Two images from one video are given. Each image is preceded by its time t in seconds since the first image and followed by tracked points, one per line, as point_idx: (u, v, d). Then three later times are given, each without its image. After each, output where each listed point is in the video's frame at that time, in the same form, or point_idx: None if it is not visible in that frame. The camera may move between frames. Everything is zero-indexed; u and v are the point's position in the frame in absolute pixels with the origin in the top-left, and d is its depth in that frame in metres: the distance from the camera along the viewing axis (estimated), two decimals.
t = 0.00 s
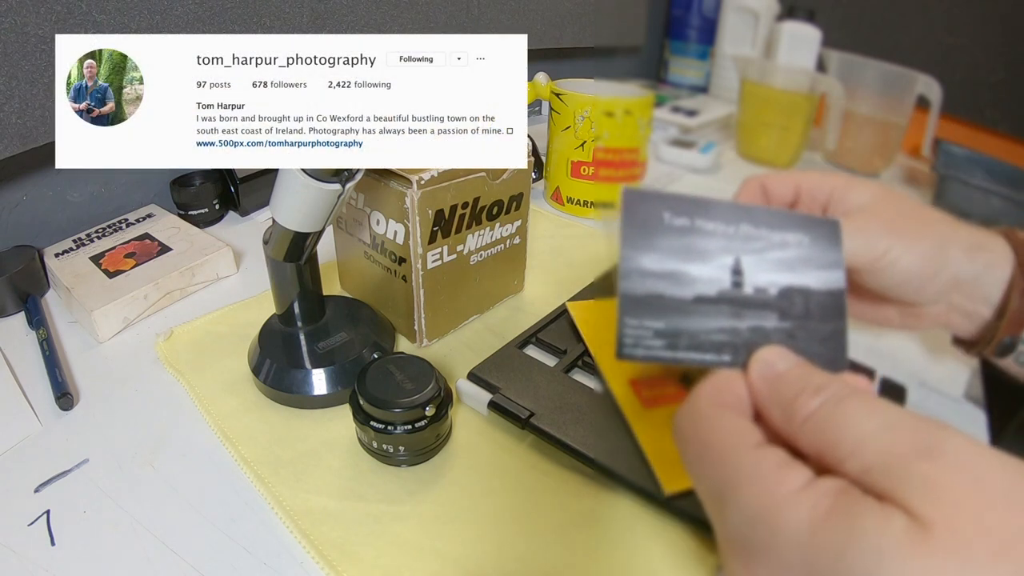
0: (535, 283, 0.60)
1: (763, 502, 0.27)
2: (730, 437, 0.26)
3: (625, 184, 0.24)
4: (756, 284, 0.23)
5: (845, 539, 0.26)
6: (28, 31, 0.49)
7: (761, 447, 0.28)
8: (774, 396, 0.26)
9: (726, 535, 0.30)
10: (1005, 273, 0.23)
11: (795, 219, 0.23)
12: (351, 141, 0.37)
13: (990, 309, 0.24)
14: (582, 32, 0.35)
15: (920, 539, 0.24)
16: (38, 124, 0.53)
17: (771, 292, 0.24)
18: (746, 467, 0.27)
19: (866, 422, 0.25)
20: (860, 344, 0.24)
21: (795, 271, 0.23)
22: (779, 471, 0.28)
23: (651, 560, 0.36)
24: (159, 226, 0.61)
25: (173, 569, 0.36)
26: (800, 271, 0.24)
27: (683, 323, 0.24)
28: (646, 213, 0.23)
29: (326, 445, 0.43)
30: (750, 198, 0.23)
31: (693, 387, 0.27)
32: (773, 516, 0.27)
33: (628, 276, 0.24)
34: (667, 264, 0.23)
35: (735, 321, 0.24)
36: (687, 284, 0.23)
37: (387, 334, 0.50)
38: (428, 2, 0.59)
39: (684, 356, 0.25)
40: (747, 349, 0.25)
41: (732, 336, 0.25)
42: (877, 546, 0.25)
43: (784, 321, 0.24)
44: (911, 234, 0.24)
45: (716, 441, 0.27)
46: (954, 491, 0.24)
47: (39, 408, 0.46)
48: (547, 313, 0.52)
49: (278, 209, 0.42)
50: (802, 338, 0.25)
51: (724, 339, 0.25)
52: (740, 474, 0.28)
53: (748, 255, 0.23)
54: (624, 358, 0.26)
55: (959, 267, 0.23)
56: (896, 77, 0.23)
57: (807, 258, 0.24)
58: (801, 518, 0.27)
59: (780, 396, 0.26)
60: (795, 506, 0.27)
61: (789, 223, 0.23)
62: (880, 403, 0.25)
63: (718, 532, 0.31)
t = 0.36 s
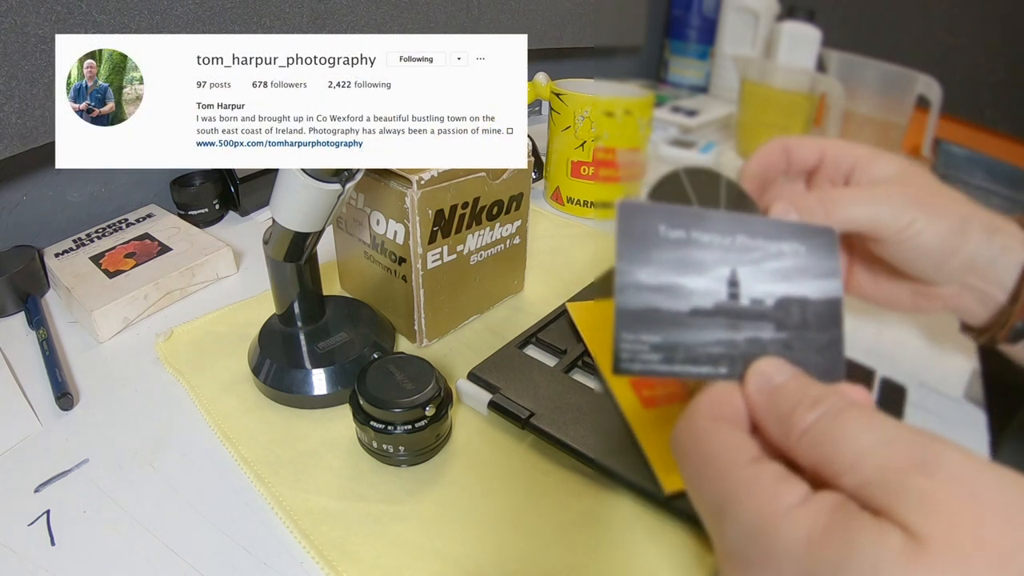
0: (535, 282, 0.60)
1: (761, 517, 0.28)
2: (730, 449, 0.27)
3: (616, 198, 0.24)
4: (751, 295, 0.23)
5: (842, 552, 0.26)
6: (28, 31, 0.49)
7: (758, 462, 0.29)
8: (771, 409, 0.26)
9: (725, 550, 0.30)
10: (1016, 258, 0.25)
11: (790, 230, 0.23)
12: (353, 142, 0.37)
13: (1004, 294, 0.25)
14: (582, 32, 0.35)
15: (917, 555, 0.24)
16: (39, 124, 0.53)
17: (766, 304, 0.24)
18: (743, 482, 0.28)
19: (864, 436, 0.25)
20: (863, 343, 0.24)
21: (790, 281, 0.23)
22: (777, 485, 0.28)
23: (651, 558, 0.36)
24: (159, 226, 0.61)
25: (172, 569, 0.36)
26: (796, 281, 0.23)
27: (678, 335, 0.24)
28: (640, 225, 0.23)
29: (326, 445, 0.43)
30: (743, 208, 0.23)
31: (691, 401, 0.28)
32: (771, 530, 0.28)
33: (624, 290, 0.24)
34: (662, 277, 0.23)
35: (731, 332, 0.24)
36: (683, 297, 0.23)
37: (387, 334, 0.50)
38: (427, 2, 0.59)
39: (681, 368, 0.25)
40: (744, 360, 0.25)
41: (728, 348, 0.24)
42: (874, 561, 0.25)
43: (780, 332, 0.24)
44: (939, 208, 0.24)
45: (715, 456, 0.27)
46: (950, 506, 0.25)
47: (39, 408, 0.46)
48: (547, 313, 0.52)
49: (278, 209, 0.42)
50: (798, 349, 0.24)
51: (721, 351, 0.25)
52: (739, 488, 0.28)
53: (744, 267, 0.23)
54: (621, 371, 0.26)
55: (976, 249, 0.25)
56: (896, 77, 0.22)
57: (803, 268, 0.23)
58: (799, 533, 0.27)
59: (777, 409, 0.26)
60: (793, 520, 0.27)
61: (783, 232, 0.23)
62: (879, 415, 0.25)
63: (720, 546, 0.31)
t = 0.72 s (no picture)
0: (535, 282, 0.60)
1: (763, 525, 0.28)
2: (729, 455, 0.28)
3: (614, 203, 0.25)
4: (751, 300, 0.24)
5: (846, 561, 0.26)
6: (28, 31, 0.49)
7: (760, 471, 0.29)
8: (771, 417, 0.27)
9: (733, 563, 0.30)
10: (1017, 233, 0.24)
11: (788, 235, 0.24)
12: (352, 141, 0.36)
13: (1004, 270, 0.24)
14: (583, 32, 0.35)
15: (921, 562, 0.24)
16: (39, 124, 0.53)
17: (766, 309, 0.24)
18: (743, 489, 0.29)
19: (862, 442, 0.25)
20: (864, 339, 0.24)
21: (790, 286, 0.24)
22: (780, 494, 0.28)
23: (651, 559, 0.36)
24: (159, 226, 0.61)
25: (172, 568, 0.36)
26: (796, 285, 0.24)
27: (675, 343, 0.25)
28: (637, 232, 0.24)
29: (326, 445, 0.43)
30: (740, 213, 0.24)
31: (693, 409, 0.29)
32: (774, 538, 0.28)
33: (623, 297, 0.24)
34: (658, 286, 0.24)
35: (730, 339, 0.25)
36: (680, 304, 0.24)
37: (387, 334, 0.50)
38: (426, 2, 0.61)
39: (680, 375, 0.26)
40: (743, 367, 0.26)
41: (727, 355, 0.25)
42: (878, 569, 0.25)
43: (780, 338, 0.25)
44: (939, 176, 0.23)
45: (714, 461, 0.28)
46: (954, 513, 0.24)
47: (39, 408, 0.46)
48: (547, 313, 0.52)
49: (278, 209, 0.41)
50: (798, 354, 0.25)
51: (720, 359, 0.25)
52: (739, 494, 0.29)
53: (743, 272, 0.24)
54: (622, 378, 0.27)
55: (977, 221, 0.24)
56: (896, 77, 0.22)
57: (804, 272, 0.24)
58: (801, 541, 0.27)
59: (775, 416, 0.27)
60: (795, 529, 0.27)
61: (782, 239, 0.24)
62: (879, 422, 0.25)
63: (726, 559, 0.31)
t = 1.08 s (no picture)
0: (535, 282, 0.60)
1: (767, 524, 0.28)
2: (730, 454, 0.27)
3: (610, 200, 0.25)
4: (749, 297, 0.24)
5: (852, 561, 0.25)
6: (28, 31, 0.49)
7: (761, 469, 0.29)
8: (773, 414, 0.27)
9: (737, 565, 0.30)
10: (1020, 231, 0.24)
11: (787, 231, 0.24)
12: (353, 142, 0.37)
13: (1008, 268, 0.24)
14: (582, 33, 0.35)
15: (927, 560, 0.24)
16: (39, 124, 0.53)
17: (764, 305, 0.24)
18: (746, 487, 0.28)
19: (864, 439, 0.25)
20: (864, 341, 0.24)
21: (788, 282, 0.24)
22: (782, 492, 0.28)
23: (651, 560, 0.36)
24: (159, 226, 0.61)
25: (172, 568, 0.36)
26: (794, 282, 0.24)
27: (671, 340, 0.25)
28: (635, 229, 0.24)
29: (327, 445, 0.43)
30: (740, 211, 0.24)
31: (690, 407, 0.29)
32: (778, 537, 0.27)
33: (618, 295, 0.24)
34: (654, 282, 0.24)
35: (728, 337, 0.25)
36: (677, 301, 0.24)
37: (387, 334, 0.50)
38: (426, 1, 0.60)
39: (676, 373, 0.26)
40: (741, 365, 0.26)
41: (725, 352, 0.25)
42: (885, 567, 0.24)
43: (778, 335, 0.25)
44: (942, 175, 0.23)
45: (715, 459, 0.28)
46: (958, 510, 0.24)
47: (39, 408, 0.46)
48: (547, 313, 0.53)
49: (278, 209, 0.41)
50: (797, 352, 0.25)
51: (718, 356, 0.26)
52: (740, 493, 0.28)
53: (740, 268, 0.24)
54: (618, 377, 0.27)
55: (980, 219, 0.24)
56: (896, 77, 0.22)
57: (802, 269, 0.24)
58: (806, 540, 0.27)
59: (779, 412, 0.27)
60: (800, 528, 0.27)
61: (778, 236, 0.24)
62: (881, 420, 0.25)
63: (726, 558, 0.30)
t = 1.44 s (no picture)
0: (535, 282, 0.60)
1: (764, 529, 0.28)
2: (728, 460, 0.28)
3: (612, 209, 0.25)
4: (750, 306, 0.24)
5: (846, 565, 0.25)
6: (28, 31, 0.47)
7: (759, 476, 0.29)
8: (773, 421, 0.27)
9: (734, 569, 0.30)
10: None
11: (785, 237, 0.24)
12: (353, 141, 0.36)
13: (1011, 266, 0.24)
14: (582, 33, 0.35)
15: (919, 566, 0.24)
16: (38, 124, 0.50)
17: (764, 313, 0.24)
18: (743, 493, 0.28)
19: (860, 447, 0.25)
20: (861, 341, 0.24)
21: (788, 291, 0.24)
22: (779, 499, 0.28)
23: (652, 561, 0.36)
24: (159, 226, 0.61)
25: (173, 568, 0.36)
26: (796, 290, 0.24)
27: (672, 348, 0.25)
28: (633, 240, 0.24)
29: (327, 445, 0.43)
30: (740, 216, 0.24)
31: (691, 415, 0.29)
32: (775, 543, 0.27)
33: (619, 306, 0.25)
34: (655, 292, 0.24)
35: (728, 345, 0.25)
36: (678, 310, 0.24)
37: (387, 334, 0.50)
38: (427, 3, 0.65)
39: (678, 382, 0.26)
40: (741, 373, 0.26)
41: (726, 361, 0.26)
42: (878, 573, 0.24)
43: (778, 342, 0.25)
44: (946, 174, 0.23)
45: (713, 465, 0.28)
46: (952, 516, 0.24)
47: (39, 408, 0.46)
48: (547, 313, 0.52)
49: (278, 208, 0.41)
50: (796, 358, 0.25)
51: (718, 364, 0.26)
52: (738, 500, 0.29)
53: (740, 277, 0.24)
54: (621, 386, 0.27)
55: (983, 218, 0.24)
56: (896, 78, 0.23)
57: (801, 276, 0.24)
58: (801, 545, 0.27)
59: (779, 420, 0.27)
60: (796, 534, 0.27)
61: (779, 243, 0.24)
62: (879, 428, 0.25)
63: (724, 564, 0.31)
